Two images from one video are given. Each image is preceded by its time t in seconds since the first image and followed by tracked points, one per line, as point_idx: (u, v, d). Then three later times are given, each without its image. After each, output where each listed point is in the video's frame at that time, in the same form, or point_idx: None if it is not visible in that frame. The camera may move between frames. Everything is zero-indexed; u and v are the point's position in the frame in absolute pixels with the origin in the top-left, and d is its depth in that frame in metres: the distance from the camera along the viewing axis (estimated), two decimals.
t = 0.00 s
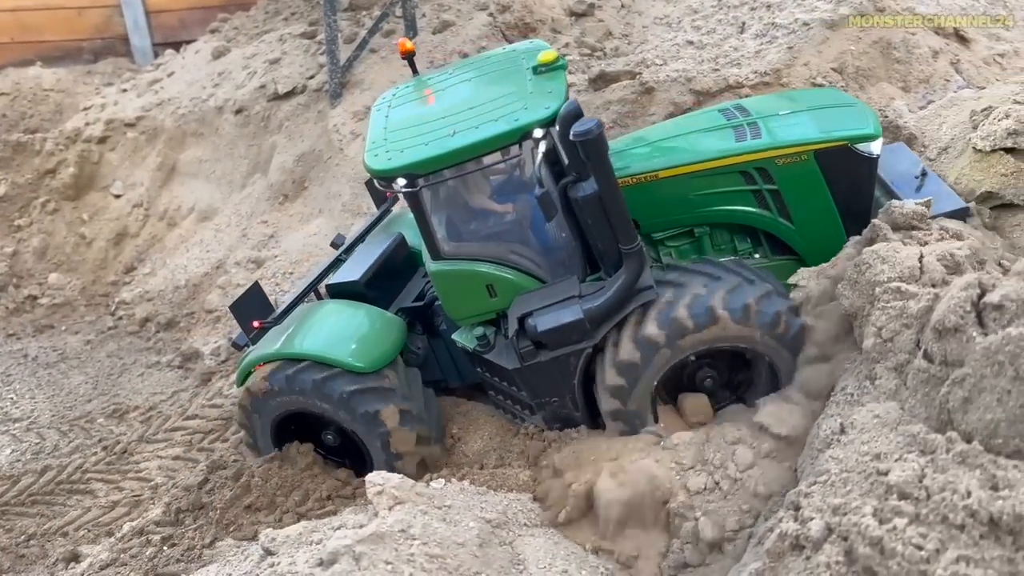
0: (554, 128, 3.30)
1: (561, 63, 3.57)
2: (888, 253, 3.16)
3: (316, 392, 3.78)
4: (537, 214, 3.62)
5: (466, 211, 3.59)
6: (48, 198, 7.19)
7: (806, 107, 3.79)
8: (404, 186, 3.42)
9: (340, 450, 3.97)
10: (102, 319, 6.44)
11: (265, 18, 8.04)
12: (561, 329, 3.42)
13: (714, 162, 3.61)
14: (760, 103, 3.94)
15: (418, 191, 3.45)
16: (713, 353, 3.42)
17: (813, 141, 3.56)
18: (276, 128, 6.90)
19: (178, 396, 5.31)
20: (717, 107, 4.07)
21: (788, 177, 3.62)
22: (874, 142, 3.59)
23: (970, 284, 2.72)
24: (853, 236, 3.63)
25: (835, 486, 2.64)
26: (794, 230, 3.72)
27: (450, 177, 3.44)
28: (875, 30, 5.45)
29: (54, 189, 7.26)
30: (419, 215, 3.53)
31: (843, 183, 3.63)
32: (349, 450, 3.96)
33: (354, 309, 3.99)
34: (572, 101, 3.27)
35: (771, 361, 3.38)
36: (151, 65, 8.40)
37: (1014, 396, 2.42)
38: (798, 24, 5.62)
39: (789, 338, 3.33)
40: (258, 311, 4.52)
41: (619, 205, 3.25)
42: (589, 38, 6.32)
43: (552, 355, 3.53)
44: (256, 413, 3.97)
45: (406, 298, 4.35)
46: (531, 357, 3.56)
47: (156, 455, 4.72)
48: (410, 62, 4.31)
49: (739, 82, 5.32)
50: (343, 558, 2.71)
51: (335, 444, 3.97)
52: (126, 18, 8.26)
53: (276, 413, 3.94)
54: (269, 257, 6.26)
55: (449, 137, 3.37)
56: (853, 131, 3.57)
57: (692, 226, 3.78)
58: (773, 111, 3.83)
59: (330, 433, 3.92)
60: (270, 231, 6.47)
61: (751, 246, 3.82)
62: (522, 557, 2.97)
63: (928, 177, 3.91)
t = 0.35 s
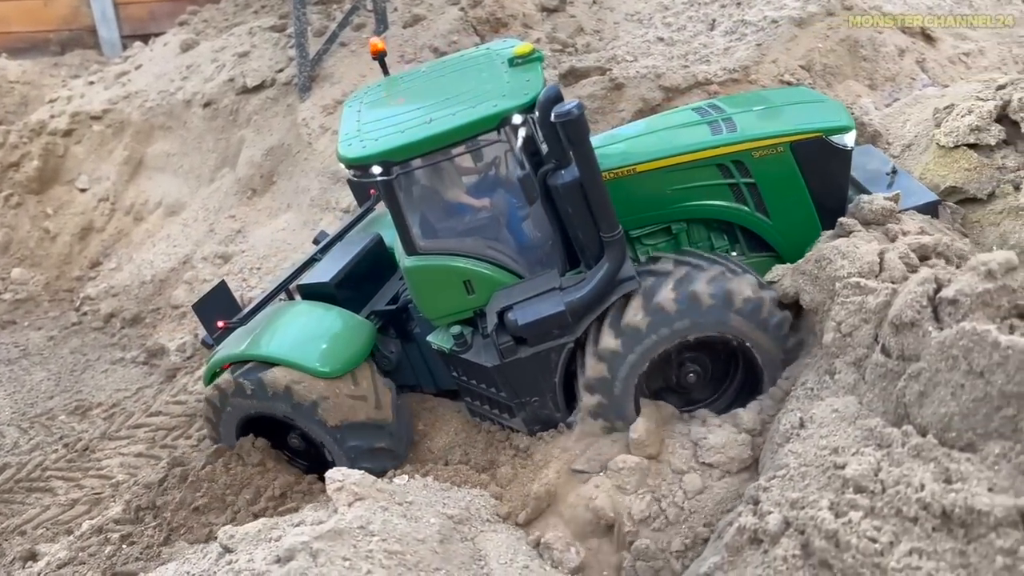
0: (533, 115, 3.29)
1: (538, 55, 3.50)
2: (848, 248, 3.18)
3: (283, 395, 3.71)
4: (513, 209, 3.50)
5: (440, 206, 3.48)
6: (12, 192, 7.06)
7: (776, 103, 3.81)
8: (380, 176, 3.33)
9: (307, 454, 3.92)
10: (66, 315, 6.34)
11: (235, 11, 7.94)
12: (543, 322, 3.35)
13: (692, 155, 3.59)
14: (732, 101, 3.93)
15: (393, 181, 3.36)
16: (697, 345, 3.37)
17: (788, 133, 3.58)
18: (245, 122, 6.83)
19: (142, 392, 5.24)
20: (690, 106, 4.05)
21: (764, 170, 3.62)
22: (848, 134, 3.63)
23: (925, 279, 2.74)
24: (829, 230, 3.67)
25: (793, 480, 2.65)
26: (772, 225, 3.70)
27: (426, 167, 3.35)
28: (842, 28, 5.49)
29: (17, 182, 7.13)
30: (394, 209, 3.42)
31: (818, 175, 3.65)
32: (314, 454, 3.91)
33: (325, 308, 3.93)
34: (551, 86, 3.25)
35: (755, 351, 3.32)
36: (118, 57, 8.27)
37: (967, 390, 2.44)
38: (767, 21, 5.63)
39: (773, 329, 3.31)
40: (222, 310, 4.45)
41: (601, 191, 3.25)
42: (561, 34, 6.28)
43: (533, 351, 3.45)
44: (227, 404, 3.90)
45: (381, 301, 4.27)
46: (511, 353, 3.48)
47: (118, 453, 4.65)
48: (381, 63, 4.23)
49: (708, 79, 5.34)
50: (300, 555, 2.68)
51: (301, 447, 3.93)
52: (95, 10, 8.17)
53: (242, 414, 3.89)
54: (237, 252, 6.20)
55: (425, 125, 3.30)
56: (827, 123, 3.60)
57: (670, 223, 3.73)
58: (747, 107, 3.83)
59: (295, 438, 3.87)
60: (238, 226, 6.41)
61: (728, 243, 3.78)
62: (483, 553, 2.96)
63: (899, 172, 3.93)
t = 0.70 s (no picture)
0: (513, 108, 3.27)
1: (517, 50, 3.49)
2: (822, 243, 3.21)
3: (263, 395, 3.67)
4: (493, 205, 3.54)
5: (420, 202, 3.49)
6: None
7: (753, 100, 3.84)
8: (359, 170, 3.31)
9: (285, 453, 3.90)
10: (41, 311, 6.27)
11: (213, 6, 7.87)
12: (524, 317, 3.34)
13: (670, 151, 3.60)
14: (709, 98, 3.95)
15: (371, 175, 3.34)
16: (683, 340, 3.38)
17: (766, 128, 3.60)
18: (223, 118, 6.78)
19: (118, 390, 5.19)
20: (667, 104, 4.06)
21: (742, 166, 3.64)
22: (824, 129, 3.66)
23: (898, 274, 2.78)
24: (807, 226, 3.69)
25: (767, 473, 2.67)
26: (750, 221, 3.72)
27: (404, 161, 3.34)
28: (819, 26, 5.54)
29: None
30: (372, 204, 3.41)
31: (796, 170, 3.67)
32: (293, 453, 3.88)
33: (302, 306, 3.88)
34: (531, 79, 3.23)
35: (736, 346, 3.34)
36: (95, 52, 8.19)
37: (937, 382, 2.47)
38: (745, 19, 5.66)
39: (754, 325, 3.32)
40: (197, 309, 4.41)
41: (581, 185, 3.23)
42: (540, 31, 6.27)
43: (515, 346, 3.44)
44: (203, 401, 3.82)
45: (360, 299, 4.25)
46: (492, 349, 3.47)
47: (93, 450, 4.60)
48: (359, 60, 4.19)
49: (687, 76, 5.37)
50: (274, 550, 2.67)
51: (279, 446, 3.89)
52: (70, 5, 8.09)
53: (219, 415, 3.83)
54: (214, 249, 6.16)
55: (402, 120, 3.28)
56: (804, 119, 3.63)
57: (649, 219, 3.73)
58: (724, 104, 3.84)
59: (274, 438, 3.84)
60: (215, 223, 6.36)
61: (707, 240, 3.80)
62: (459, 548, 2.96)
63: (871, 169, 3.98)
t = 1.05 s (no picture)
0: (502, 106, 3.26)
1: (506, 49, 3.47)
2: (811, 241, 3.21)
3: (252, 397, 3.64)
4: (483, 203, 3.50)
5: (409, 201, 3.49)
6: None
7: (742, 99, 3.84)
8: (348, 169, 3.30)
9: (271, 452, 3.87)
10: (26, 311, 6.21)
11: (200, 4, 7.82)
12: (514, 316, 3.33)
13: (660, 150, 3.60)
14: (697, 97, 3.96)
15: (360, 173, 3.33)
16: (673, 337, 3.38)
17: (754, 127, 3.61)
18: (210, 117, 6.74)
19: (105, 390, 5.15)
20: (656, 102, 4.07)
21: (731, 165, 3.65)
22: (814, 129, 3.66)
23: (887, 273, 2.79)
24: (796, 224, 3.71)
25: (758, 471, 2.68)
26: (739, 220, 3.74)
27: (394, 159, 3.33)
28: (807, 26, 5.56)
29: None
30: (361, 202, 3.40)
31: (785, 168, 3.69)
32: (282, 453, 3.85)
33: (290, 306, 3.86)
34: (521, 77, 3.22)
35: (726, 345, 3.36)
36: (80, 50, 8.13)
37: (926, 380, 2.49)
38: (734, 19, 5.68)
39: (743, 322, 3.33)
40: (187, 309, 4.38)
41: (571, 184, 3.23)
42: (529, 29, 6.26)
43: (505, 345, 3.44)
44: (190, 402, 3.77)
45: (349, 299, 4.23)
46: (483, 348, 3.46)
47: (79, 451, 4.56)
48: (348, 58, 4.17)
49: (675, 75, 5.38)
50: (264, 551, 2.65)
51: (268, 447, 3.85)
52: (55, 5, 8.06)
53: (206, 416, 3.80)
54: (201, 248, 6.13)
55: (391, 118, 3.26)
56: (792, 117, 3.63)
57: (639, 219, 3.74)
58: (713, 103, 3.85)
59: (262, 438, 3.81)
60: (203, 222, 6.33)
61: (697, 239, 3.81)
62: (450, 547, 2.95)
63: (859, 168, 4.00)
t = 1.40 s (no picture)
0: (504, 107, 3.25)
1: (508, 48, 3.47)
2: (807, 241, 3.21)
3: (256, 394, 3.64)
4: (485, 203, 3.50)
5: (412, 200, 3.48)
6: None
7: (746, 99, 3.84)
8: (350, 169, 3.29)
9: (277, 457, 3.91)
10: (18, 313, 6.17)
11: (193, 5, 7.79)
12: (515, 316, 3.33)
13: (663, 149, 3.60)
14: (701, 96, 3.97)
15: (362, 172, 3.32)
16: (676, 337, 3.37)
17: (757, 127, 3.61)
18: (203, 118, 6.72)
19: (99, 393, 5.12)
20: (659, 102, 4.08)
21: (734, 164, 3.64)
22: (817, 128, 3.66)
23: (883, 272, 2.80)
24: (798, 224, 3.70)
25: (755, 471, 2.68)
26: (742, 219, 3.73)
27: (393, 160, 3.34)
28: (801, 25, 5.57)
29: None
30: (363, 202, 3.40)
31: (789, 168, 3.68)
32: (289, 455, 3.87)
33: (294, 310, 3.85)
34: (521, 77, 3.21)
35: (727, 345, 3.35)
36: (71, 51, 8.09)
37: (923, 379, 2.49)
38: (727, 19, 5.69)
39: (745, 324, 3.32)
40: (191, 311, 4.31)
41: (572, 183, 3.23)
42: (523, 30, 6.25)
43: (506, 345, 3.43)
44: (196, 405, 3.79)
45: (350, 300, 4.21)
46: (484, 347, 3.46)
47: (73, 454, 4.54)
48: (351, 57, 4.16)
49: (669, 75, 5.38)
50: (261, 554, 2.64)
51: (274, 450, 3.88)
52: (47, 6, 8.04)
53: (212, 420, 3.84)
54: (194, 249, 6.11)
55: (392, 118, 3.25)
56: (796, 117, 3.64)
57: (642, 218, 3.74)
58: (716, 102, 3.86)
59: (268, 440, 3.84)
60: (196, 223, 6.31)
61: (700, 238, 3.81)
62: (447, 549, 2.94)
63: (864, 168, 3.99)
